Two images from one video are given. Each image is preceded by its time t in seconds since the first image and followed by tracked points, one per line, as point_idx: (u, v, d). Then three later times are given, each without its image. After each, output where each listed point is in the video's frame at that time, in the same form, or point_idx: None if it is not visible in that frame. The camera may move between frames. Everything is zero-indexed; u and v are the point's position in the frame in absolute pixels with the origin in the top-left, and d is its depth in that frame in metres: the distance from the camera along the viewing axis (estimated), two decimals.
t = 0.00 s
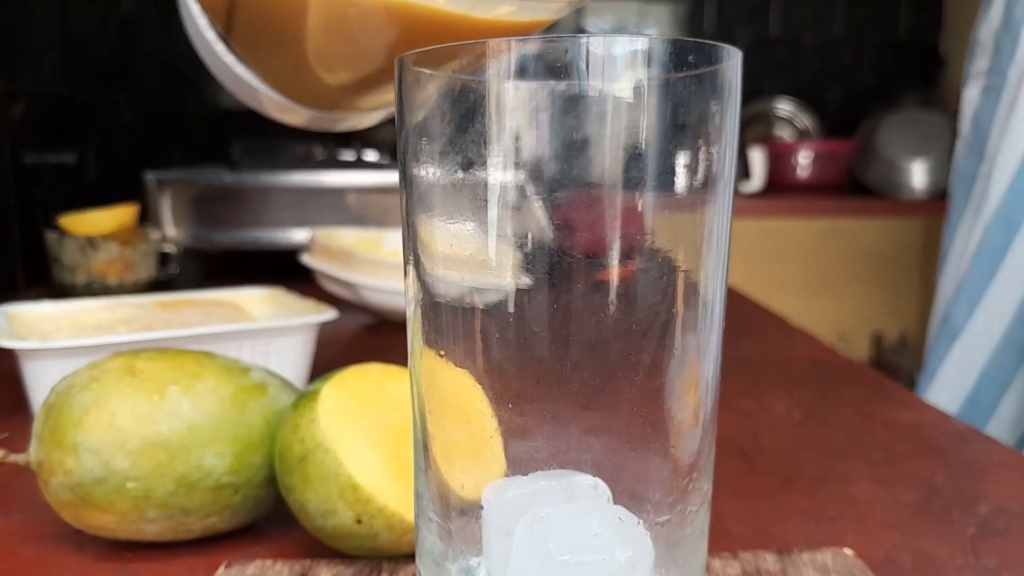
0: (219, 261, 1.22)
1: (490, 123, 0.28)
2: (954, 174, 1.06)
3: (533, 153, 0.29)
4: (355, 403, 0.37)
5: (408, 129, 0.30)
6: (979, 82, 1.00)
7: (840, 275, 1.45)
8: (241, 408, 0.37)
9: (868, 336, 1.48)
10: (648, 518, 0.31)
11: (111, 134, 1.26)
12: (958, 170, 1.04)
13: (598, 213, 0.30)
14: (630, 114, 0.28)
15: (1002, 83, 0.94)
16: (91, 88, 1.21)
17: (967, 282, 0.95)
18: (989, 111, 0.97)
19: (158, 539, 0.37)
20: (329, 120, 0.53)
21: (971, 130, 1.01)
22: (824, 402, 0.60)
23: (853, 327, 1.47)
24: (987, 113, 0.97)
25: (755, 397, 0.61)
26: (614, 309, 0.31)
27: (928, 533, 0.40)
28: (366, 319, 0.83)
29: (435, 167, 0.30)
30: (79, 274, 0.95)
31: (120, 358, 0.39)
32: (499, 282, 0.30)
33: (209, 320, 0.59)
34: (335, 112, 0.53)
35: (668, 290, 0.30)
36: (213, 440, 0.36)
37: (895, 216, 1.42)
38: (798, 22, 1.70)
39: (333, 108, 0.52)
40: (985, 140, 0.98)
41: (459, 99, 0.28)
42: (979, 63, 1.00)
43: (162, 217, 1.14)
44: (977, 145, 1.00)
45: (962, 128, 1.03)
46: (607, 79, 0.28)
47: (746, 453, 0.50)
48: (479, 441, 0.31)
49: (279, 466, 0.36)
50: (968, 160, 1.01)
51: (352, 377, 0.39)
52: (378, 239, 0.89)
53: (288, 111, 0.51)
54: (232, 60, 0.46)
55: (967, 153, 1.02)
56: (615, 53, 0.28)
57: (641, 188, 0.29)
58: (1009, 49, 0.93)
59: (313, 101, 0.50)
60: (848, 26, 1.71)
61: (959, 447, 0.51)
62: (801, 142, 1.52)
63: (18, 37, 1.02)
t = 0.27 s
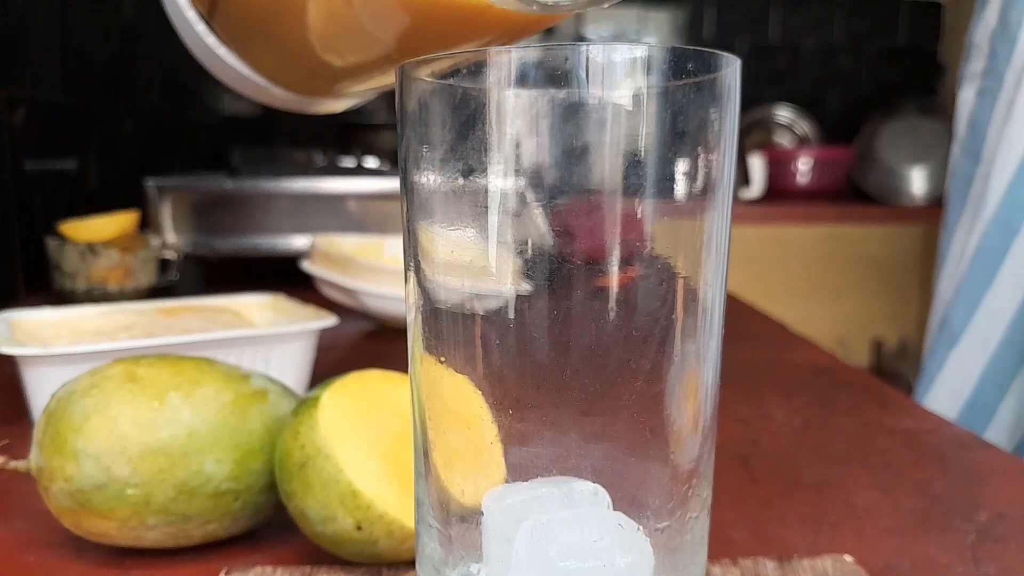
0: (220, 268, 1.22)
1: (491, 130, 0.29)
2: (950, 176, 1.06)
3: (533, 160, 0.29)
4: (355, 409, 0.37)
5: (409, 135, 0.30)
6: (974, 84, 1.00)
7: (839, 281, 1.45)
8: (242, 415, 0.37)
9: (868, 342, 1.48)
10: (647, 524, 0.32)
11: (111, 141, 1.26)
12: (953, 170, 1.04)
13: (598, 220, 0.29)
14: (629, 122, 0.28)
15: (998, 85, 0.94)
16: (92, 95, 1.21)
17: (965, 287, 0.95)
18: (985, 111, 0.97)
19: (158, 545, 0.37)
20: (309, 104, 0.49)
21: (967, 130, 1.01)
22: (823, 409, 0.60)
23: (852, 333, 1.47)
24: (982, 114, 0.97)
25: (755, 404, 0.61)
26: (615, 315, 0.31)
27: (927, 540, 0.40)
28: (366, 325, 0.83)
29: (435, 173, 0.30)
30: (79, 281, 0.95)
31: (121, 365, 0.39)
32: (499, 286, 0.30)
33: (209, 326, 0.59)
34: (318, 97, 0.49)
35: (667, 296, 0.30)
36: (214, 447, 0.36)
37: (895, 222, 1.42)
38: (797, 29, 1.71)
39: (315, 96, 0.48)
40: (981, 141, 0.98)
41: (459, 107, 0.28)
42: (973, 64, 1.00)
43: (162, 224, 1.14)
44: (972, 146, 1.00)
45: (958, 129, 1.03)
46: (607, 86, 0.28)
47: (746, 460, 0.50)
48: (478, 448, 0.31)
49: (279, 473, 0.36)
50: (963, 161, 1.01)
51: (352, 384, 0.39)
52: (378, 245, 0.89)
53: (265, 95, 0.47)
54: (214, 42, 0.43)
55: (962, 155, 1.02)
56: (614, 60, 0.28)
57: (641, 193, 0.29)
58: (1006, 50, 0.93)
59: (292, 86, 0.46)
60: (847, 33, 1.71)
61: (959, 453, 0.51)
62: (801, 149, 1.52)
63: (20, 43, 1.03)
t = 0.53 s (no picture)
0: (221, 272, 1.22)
1: (491, 134, 0.29)
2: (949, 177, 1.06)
3: (533, 163, 0.29)
4: (355, 413, 0.37)
5: (409, 139, 0.30)
6: (974, 84, 1.00)
7: (840, 285, 1.45)
8: (242, 418, 0.37)
9: (869, 346, 1.48)
10: (648, 527, 0.32)
11: (112, 145, 1.26)
12: (953, 170, 1.04)
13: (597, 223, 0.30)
14: (629, 126, 0.28)
15: (998, 85, 0.95)
16: (93, 99, 1.21)
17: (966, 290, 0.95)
18: (986, 111, 0.97)
19: (158, 548, 0.37)
20: (291, 81, 0.56)
21: (967, 130, 1.01)
22: (823, 412, 0.60)
23: (852, 337, 1.47)
24: (983, 114, 0.97)
25: (754, 407, 0.61)
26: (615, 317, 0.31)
27: (927, 543, 0.40)
28: (366, 329, 0.83)
29: (435, 177, 0.30)
30: (79, 284, 0.95)
31: (122, 368, 0.39)
32: (499, 289, 0.30)
33: (210, 330, 0.59)
34: (297, 76, 0.55)
35: (667, 300, 0.31)
36: (214, 450, 0.36)
37: (895, 226, 1.43)
38: (797, 34, 1.71)
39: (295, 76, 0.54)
40: (980, 142, 0.98)
41: (459, 111, 0.28)
42: (973, 64, 1.01)
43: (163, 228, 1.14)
44: (971, 147, 1.00)
45: (958, 129, 1.03)
46: (607, 89, 0.28)
47: (746, 463, 0.50)
48: (478, 451, 0.31)
49: (279, 476, 0.36)
50: (963, 162, 1.02)
51: (352, 388, 0.39)
52: (379, 249, 0.89)
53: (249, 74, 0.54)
54: (192, 18, 0.50)
55: (961, 155, 1.02)
56: (614, 64, 0.28)
57: (641, 195, 0.29)
58: (1006, 50, 0.93)
59: (267, 64, 0.52)
60: (847, 38, 1.72)
61: (958, 457, 0.51)
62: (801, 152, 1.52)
63: (21, 48, 1.03)
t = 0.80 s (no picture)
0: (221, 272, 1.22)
1: (490, 134, 0.29)
2: (950, 176, 1.06)
3: (530, 163, 0.29)
4: (355, 414, 0.37)
5: (409, 139, 0.31)
6: (974, 83, 1.00)
7: (840, 285, 1.45)
8: (242, 418, 0.37)
9: (869, 346, 1.48)
10: (648, 526, 0.32)
11: (111, 146, 1.26)
12: (953, 169, 1.04)
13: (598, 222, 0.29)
14: (628, 125, 0.28)
15: (998, 84, 0.95)
16: (93, 99, 1.21)
17: (966, 290, 0.95)
18: (986, 110, 0.97)
19: (158, 548, 0.37)
20: (286, 74, 0.56)
21: (967, 129, 1.01)
22: (823, 413, 0.60)
23: (853, 337, 1.47)
24: (983, 113, 0.97)
25: (754, 408, 0.61)
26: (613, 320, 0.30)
27: (927, 544, 0.40)
28: (365, 329, 0.83)
29: (435, 177, 0.30)
30: (79, 284, 0.95)
31: (122, 368, 0.39)
32: (498, 289, 0.30)
33: (210, 330, 0.59)
34: (293, 69, 0.56)
35: (667, 299, 0.31)
36: (214, 450, 0.36)
37: (895, 227, 1.43)
38: (797, 35, 1.71)
39: (289, 69, 0.55)
40: (981, 141, 0.98)
41: (460, 110, 0.29)
42: (973, 63, 1.01)
43: (163, 228, 1.14)
44: (971, 146, 1.00)
45: (958, 128, 1.03)
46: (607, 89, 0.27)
47: (745, 463, 0.50)
48: (478, 451, 0.32)
49: (279, 476, 0.36)
50: (963, 161, 1.01)
51: (352, 388, 0.39)
52: (379, 249, 0.89)
53: (244, 67, 0.54)
54: (184, 10, 0.50)
55: (961, 154, 1.02)
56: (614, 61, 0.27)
57: (641, 195, 0.29)
58: (1006, 48, 0.93)
59: (263, 58, 0.53)
60: (847, 38, 1.72)
61: (957, 457, 0.51)
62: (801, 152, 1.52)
63: (21, 48, 1.03)
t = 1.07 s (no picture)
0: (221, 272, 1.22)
1: (490, 133, 0.28)
2: (950, 175, 1.05)
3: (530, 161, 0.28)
4: (355, 414, 0.37)
5: (409, 139, 0.31)
6: (973, 83, 0.99)
7: (840, 284, 1.45)
8: (242, 418, 0.37)
9: (869, 344, 1.47)
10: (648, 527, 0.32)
11: (111, 146, 1.26)
12: (953, 168, 1.04)
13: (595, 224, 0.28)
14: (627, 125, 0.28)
15: (999, 82, 0.94)
16: (93, 99, 1.21)
17: (966, 289, 0.95)
18: (986, 109, 0.97)
19: (157, 547, 0.37)
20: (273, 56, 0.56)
21: (967, 128, 1.00)
22: (823, 413, 0.60)
23: (853, 336, 1.47)
24: (984, 112, 0.97)
25: (755, 408, 0.61)
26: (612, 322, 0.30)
27: (927, 544, 0.40)
28: (365, 329, 0.83)
29: (434, 177, 0.30)
30: (79, 283, 0.95)
31: (121, 368, 0.39)
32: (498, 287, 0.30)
33: (210, 329, 0.59)
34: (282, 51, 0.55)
35: (667, 299, 0.31)
36: (213, 449, 0.36)
37: (895, 226, 1.43)
38: (797, 35, 1.71)
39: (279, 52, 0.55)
40: (981, 140, 0.98)
41: (460, 109, 0.29)
42: (972, 62, 1.00)
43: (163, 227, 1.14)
44: (971, 145, 1.00)
45: (958, 127, 1.03)
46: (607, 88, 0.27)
47: (745, 464, 0.50)
48: (478, 450, 0.31)
49: (279, 475, 0.36)
50: (962, 159, 1.01)
51: (352, 389, 0.39)
52: (379, 248, 0.89)
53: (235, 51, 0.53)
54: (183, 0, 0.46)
55: (960, 154, 1.02)
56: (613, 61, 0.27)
57: (640, 194, 0.29)
58: (1007, 47, 0.93)
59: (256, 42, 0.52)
60: (847, 38, 1.72)
61: (957, 457, 0.51)
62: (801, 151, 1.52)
63: (21, 48, 1.03)
